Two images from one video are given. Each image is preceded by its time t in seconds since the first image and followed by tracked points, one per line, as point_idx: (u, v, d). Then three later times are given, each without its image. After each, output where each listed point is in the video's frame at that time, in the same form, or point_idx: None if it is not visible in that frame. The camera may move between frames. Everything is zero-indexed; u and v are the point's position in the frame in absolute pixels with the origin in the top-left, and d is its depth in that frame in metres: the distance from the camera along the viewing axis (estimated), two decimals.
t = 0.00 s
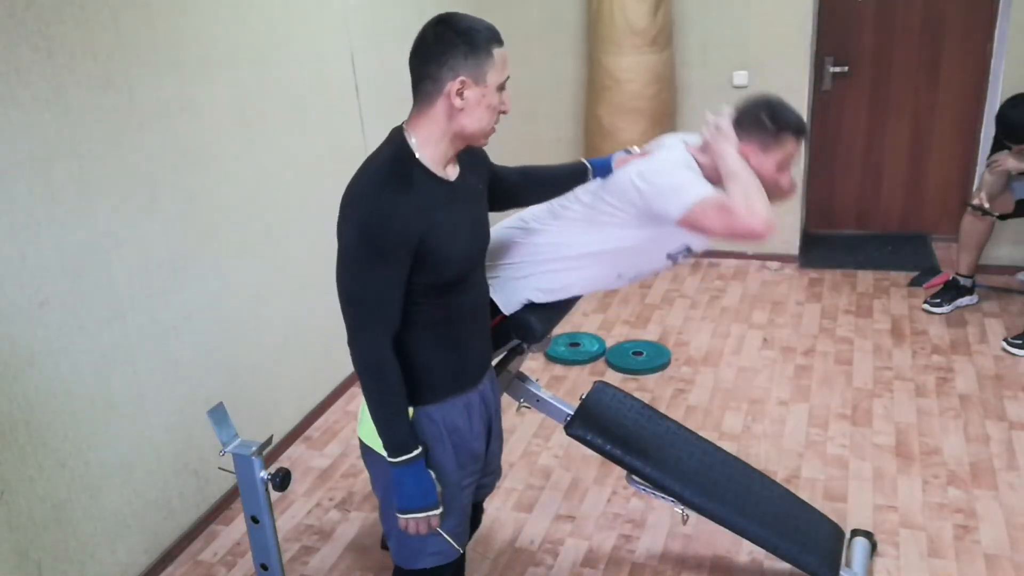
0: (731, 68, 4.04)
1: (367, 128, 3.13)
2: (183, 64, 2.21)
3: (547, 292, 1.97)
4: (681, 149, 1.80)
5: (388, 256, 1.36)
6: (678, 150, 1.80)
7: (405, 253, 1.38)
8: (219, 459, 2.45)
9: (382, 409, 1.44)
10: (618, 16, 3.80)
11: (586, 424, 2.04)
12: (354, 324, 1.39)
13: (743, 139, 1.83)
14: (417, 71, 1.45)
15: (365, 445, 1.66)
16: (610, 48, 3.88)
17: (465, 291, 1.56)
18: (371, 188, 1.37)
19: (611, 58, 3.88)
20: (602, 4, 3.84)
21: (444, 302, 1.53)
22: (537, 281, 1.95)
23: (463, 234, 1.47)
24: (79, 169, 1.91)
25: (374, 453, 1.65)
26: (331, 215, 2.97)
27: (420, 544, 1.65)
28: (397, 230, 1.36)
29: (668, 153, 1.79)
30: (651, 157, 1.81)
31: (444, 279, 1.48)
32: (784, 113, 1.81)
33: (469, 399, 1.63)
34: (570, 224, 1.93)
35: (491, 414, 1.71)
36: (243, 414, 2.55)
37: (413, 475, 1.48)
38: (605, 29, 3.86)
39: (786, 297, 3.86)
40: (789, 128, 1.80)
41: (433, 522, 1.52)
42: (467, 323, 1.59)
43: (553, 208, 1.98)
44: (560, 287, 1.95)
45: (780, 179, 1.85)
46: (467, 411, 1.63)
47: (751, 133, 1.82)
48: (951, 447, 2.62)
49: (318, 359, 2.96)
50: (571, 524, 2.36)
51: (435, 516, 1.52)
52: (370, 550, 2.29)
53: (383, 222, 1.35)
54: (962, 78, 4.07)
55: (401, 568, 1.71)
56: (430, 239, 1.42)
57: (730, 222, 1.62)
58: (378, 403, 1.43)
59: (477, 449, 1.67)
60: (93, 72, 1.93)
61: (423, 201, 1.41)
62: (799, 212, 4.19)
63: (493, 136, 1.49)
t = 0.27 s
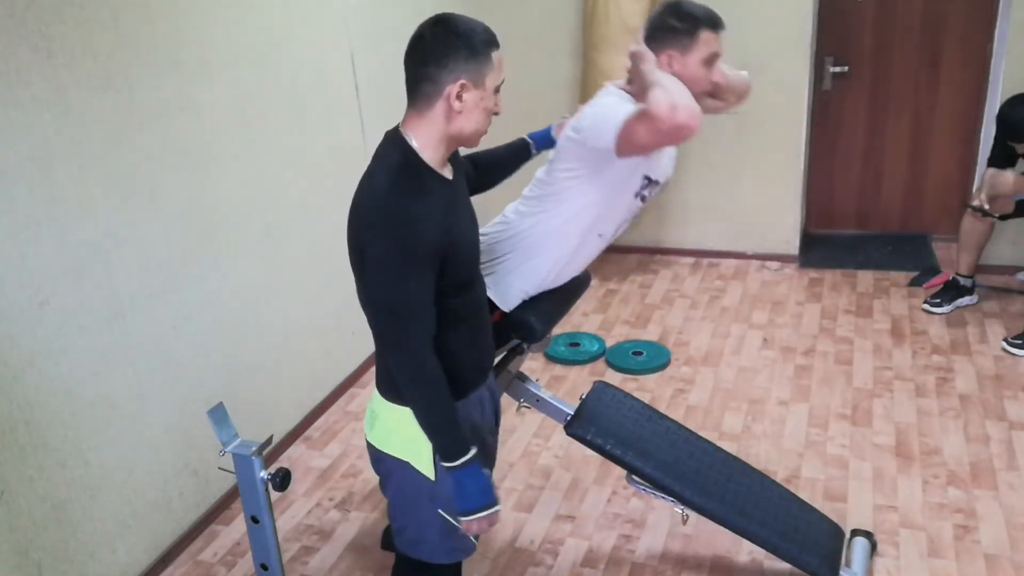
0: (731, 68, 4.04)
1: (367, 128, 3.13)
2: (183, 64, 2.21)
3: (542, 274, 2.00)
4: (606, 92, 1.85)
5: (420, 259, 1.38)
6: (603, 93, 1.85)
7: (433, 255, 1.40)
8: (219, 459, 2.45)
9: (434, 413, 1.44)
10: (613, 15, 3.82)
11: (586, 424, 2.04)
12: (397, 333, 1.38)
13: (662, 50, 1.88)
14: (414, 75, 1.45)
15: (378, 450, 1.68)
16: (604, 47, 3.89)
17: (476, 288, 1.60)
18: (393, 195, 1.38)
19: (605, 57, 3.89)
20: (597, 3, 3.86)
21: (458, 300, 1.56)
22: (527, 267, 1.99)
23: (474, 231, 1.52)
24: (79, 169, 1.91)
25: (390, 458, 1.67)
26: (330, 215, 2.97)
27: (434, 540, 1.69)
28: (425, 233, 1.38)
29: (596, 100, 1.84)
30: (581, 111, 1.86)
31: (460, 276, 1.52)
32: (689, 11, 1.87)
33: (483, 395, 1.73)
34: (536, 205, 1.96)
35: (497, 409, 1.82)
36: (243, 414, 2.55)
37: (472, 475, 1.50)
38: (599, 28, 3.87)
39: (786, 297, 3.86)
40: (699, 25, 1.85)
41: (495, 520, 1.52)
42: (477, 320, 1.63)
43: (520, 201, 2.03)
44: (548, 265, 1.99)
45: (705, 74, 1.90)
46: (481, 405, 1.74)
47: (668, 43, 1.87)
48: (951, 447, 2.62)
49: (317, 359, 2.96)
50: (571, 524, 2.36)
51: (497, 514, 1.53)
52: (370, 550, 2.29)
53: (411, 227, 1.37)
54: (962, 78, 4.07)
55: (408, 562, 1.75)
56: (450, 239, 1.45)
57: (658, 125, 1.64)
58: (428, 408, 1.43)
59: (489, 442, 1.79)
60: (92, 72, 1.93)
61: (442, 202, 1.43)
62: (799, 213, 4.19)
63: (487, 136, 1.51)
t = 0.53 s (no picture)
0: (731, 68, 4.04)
1: (367, 129, 3.13)
2: (183, 64, 2.21)
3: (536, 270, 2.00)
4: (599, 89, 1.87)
5: (435, 259, 1.39)
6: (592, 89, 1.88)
7: (445, 254, 1.41)
8: (219, 459, 2.45)
9: (458, 412, 1.43)
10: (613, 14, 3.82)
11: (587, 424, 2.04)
12: (417, 335, 1.38)
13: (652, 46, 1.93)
14: (413, 75, 1.45)
15: (379, 449, 1.70)
16: (605, 47, 3.91)
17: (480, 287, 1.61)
18: (401, 196, 1.39)
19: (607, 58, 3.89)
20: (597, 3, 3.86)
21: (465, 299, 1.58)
22: (522, 266, 1.99)
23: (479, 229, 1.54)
24: (80, 170, 1.91)
25: (393, 457, 1.68)
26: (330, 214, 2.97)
27: (439, 538, 1.69)
28: (437, 233, 1.40)
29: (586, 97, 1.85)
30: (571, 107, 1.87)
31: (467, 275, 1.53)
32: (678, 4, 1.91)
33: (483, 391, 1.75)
34: (530, 203, 1.97)
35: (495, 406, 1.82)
36: (243, 414, 2.55)
37: (512, 464, 1.49)
38: (599, 28, 3.90)
39: (786, 297, 3.86)
40: (688, 18, 1.89)
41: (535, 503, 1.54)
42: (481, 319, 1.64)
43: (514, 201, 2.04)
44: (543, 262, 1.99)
45: (694, 68, 1.95)
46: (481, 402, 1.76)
47: (659, 36, 1.91)
48: (951, 447, 2.62)
49: (317, 359, 2.96)
50: (571, 524, 2.36)
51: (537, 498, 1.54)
52: (370, 550, 2.29)
53: (423, 228, 1.38)
54: (962, 78, 4.07)
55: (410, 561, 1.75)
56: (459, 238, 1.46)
57: (646, 118, 1.67)
58: (451, 407, 1.43)
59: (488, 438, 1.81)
60: (92, 72, 1.93)
61: (449, 202, 1.45)
62: (799, 213, 4.19)
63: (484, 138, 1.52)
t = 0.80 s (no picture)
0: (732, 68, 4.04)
1: (367, 129, 3.13)
2: (184, 64, 2.21)
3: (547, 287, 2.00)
4: (672, 149, 1.80)
5: (409, 263, 1.39)
6: (670, 150, 1.79)
7: (420, 258, 1.41)
8: (219, 459, 2.45)
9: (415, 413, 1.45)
10: (618, 16, 3.81)
11: (586, 424, 2.05)
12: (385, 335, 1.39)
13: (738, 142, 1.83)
14: (414, 75, 1.45)
15: (379, 445, 1.68)
16: (610, 48, 3.89)
17: (467, 287, 1.60)
18: (384, 195, 1.39)
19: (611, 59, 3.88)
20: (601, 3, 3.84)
21: (453, 299, 1.57)
22: (535, 278, 1.99)
23: (468, 232, 1.53)
24: (78, 170, 1.91)
25: (391, 453, 1.66)
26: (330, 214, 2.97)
27: (436, 535, 1.69)
28: (416, 237, 1.40)
29: (659, 154, 1.77)
30: (641, 155, 1.80)
31: (451, 275, 1.53)
32: (778, 109, 1.80)
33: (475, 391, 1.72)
34: (563, 224, 1.93)
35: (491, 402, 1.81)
36: (243, 414, 2.55)
37: (456, 469, 1.50)
38: (604, 28, 3.87)
39: (786, 297, 3.86)
40: (780, 125, 1.79)
41: (481, 510, 1.53)
42: (469, 319, 1.64)
43: (542, 206, 1.98)
44: (558, 283, 1.98)
45: (771, 174, 1.86)
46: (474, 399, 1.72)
47: (745, 127, 1.81)
48: (951, 447, 2.62)
49: (318, 359, 2.96)
50: (571, 524, 2.36)
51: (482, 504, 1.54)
52: (370, 550, 2.29)
53: (403, 230, 1.38)
54: (962, 78, 4.07)
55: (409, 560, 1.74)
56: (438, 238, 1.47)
57: (714, 223, 1.65)
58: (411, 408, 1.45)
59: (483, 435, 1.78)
60: (92, 72, 1.93)
61: (432, 205, 1.44)
62: (799, 213, 4.19)
63: (485, 140, 1.51)
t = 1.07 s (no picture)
0: (732, 68, 4.04)
1: (367, 129, 3.13)
2: (184, 64, 2.21)
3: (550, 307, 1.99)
4: (716, 250, 1.71)
5: (386, 254, 1.39)
6: (715, 250, 1.70)
7: (400, 251, 1.40)
8: (219, 459, 2.45)
9: (376, 401, 1.46)
10: (625, 15, 3.80)
11: (586, 424, 2.04)
12: (354, 318, 1.41)
13: (776, 275, 1.72)
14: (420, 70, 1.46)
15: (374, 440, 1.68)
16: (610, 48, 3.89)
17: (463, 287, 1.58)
18: (375, 186, 1.39)
19: (616, 58, 3.88)
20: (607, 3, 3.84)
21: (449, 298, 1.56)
22: (544, 294, 1.97)
23: (464, 234, 1.51)
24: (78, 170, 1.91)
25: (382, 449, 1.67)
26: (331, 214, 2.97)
27: (422, 535, 1.68)
28: (398, 229, 1.39)
29: (704, 247, 1.70)
30: (688, 239, 1.73)
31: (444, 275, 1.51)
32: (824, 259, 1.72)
33: (471, 394, 1.67)
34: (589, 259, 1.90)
35: (494, 407, 1.75)
36: (244, 414, 2.55)
37: (398, 474, 1.49)
38: (610, 28, 3.85)
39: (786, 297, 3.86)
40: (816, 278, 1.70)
41: (412, 521, 1.52)
42: (464, 319, 1.62)
43: (583, 231, 1.94)
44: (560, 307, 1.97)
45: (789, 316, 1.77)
46: (471, 403, 1.67)
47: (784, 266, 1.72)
48: (951, 447, 2.62)
49: (318, 359, 2.96)
50: (571, 524, 2.36)
51: (416, 516, 1.52)
52: (370, 550, 2.29)
53: (386, 220, 1.38)
54: (962, 78, 4.07)
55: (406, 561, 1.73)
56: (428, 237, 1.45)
57: (732, 352, 1.56)
58: (372, 396, 1.45)
59: (482, 441, 1.71)
60: (93, 72, 1.93)
61: (423, 199, 1.44)
62: (799, 213, 4.19)
63: (490, 139, 1.51)
